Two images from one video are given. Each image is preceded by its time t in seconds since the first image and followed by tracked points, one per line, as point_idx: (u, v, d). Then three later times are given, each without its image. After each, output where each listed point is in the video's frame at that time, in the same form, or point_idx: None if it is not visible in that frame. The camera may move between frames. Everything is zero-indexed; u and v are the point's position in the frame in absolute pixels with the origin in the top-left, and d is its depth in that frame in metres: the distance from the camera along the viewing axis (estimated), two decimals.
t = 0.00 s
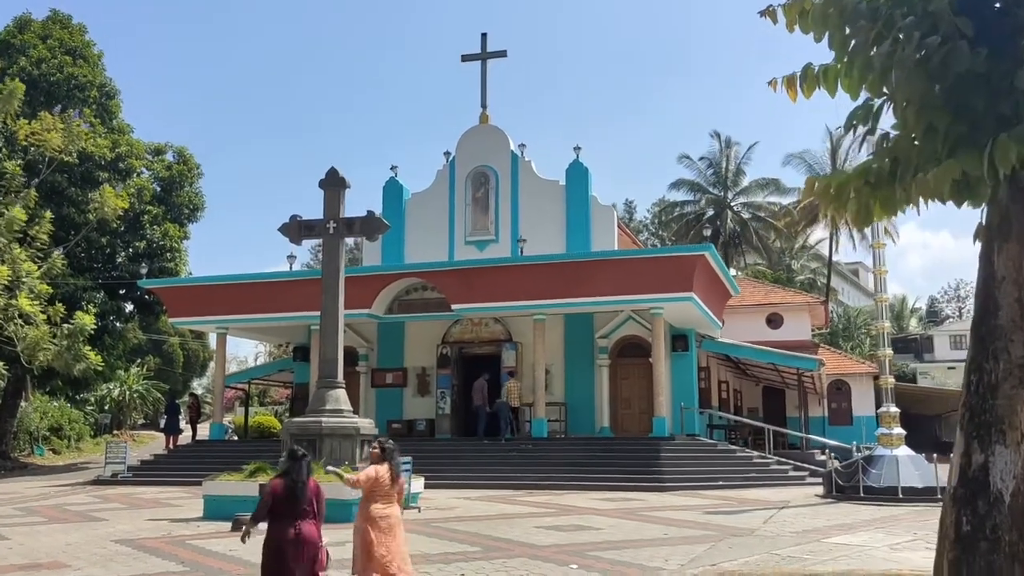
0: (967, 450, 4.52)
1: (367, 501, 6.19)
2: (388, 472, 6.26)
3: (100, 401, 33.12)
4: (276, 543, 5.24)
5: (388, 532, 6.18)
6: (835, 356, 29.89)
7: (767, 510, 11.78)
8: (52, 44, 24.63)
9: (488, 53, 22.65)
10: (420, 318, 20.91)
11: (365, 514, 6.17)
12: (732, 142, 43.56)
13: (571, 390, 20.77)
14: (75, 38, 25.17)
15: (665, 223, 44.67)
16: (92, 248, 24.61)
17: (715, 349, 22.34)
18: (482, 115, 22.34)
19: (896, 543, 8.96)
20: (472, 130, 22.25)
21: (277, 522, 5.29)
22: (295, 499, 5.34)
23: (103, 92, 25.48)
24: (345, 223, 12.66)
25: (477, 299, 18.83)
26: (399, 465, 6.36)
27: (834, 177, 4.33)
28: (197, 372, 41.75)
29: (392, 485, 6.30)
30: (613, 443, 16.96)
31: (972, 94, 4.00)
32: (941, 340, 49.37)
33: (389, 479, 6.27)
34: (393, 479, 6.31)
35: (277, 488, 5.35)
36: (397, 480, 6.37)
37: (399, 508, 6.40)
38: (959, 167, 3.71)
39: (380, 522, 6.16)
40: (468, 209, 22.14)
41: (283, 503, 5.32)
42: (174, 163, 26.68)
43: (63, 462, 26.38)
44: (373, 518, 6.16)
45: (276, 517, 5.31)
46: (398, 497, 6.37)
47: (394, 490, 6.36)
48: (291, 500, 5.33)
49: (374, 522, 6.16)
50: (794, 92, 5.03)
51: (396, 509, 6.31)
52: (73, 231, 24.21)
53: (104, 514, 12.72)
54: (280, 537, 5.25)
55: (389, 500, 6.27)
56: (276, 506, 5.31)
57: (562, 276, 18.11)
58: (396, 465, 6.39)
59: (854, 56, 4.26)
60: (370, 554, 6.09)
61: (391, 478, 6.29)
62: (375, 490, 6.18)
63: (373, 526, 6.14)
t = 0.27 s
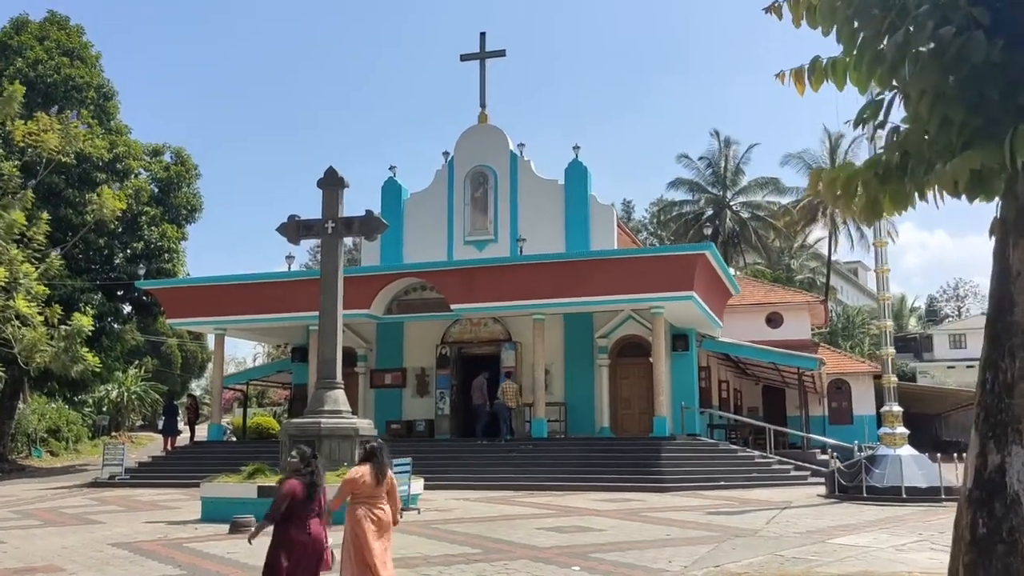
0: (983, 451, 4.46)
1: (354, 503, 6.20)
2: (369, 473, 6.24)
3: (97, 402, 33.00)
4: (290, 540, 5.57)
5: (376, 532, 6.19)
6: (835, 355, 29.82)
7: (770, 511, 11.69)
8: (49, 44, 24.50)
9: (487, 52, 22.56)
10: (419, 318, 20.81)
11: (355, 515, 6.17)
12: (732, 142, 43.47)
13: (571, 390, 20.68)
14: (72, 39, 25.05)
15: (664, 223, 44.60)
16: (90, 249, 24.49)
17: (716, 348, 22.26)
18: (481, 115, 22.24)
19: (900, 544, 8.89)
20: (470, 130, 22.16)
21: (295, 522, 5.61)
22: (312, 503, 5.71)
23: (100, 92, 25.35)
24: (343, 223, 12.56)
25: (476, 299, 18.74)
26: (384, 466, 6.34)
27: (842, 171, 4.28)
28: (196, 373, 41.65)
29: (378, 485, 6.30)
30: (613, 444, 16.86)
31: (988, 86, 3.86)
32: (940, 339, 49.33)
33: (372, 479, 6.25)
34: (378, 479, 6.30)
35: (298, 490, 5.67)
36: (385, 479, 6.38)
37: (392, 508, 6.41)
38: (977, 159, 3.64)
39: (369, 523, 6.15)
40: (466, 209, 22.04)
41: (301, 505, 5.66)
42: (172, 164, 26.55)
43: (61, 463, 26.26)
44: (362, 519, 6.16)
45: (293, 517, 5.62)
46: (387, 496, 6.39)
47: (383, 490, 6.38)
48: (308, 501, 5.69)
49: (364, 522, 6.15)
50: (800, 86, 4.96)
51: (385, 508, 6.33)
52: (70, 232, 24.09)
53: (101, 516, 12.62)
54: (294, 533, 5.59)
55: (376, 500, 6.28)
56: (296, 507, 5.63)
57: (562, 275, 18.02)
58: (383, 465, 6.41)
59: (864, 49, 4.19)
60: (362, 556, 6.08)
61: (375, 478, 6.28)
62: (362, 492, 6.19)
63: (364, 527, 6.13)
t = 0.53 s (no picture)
0: (1005, 453, 4.31)
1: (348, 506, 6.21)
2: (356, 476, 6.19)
3: (98, 401, 32.92)
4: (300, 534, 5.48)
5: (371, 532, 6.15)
6: (837, 355, 29.74)
7: (774, 512, 11.61)
8: (49, 42, 24.41)
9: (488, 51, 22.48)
10: (421, 317, 20.74)
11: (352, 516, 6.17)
12: (733, 141, 43.39)
13: (573, 390, 20.59)
14: (72, 36, 24.97)
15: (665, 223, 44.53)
16: (90, 247, 24.40)
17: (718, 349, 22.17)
18: (483, 113, 22.16)
19: (908, 546, 8.82)
20: (472, 128, 22.07)
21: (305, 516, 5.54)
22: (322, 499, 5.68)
23: (100, 90, 25.26)
24: (345, 221, 12.48)
25: (478, 299, 18.65)
26: (374, 466, 6.20)
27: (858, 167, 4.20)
28: (196, 373, 41.60)
29: (370, 486, 6.21)
30: (616, 444, 16.78)
31: (1010, 78, 3.74)
32: (941, 340, 49.26)
33: (360, 482, 6.20)
34: (367, 480, 6.21)
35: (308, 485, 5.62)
36: (379, 479, 6.25)
37: (392, 507, 6.26)
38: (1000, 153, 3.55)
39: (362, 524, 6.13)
40: (468, 208, 21.95)
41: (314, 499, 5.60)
42: (172, 163, 26.46)
43: (61, 463, 26.19)
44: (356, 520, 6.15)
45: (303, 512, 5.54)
46: (384, 495, 6.25)
47: (380, 489, 6.26)
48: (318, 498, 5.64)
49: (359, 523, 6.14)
50: (814, 82, 4.89)
51: (381, 508, 6.23)
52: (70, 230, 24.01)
53: (101, 516, 12.54)
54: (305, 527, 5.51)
55: (371, 501, 6.20)
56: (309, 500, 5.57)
57: (564, 274, 17.94)
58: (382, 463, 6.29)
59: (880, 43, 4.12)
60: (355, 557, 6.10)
61: (364, 479, 6.20)
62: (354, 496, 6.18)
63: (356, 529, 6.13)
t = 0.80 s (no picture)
0: None
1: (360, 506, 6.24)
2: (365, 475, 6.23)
3: (105, 404, 32.93)
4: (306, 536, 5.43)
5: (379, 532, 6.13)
6: (845, 359, 29.60)
7: (786, 516, 11.52)
8: (57, 45, 24.44)
9: (496, 53, 22.43)
10: (429, 319, 20.69)
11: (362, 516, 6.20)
12: (741, 144, 43.25)
13: (581, 393, 20.50)
14: (80, 39, 25.00)
15: (673, 226, 44.44)
16: (98, 250, 24.39)
17: (728, 352, 22.06)
18: (491, 116, 22.11)
19: (925, 551, 8.72)
20: (480, 131, 22.01)
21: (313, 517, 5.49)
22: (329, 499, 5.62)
23: (109, 93, 25.30)
24: (354, 222, 12.42)
25: (486, 301, 18.58)
26: (383, 464, 6.22)
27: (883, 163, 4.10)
28: (203, 375, 41.63)
29: (380, 485, 6.23)
30: (624, 447, 16.69)
31: None
32: (950, 344, 49.00)
33: (370, 480, 6.22)
34: (378, 479, 6.23)
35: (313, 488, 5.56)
36: (391, 479, 6.26)
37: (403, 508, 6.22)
38: None
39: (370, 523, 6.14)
40: (476, 210, 21.89)
41: (319, 502, 5.54)
42: (180, 165, 26.47)
43: (69, 465, 26.17)
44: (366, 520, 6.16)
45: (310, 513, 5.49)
46: (395, 494, 6.24)
47: (392, 489, 6.26)
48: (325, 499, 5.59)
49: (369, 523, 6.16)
50: (835, 78, 4.78)
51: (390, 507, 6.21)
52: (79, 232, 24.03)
53: (109, 518, 12.50)
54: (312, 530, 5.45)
55: (381, 501, 6.21)
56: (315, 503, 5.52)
57: (572, 277, 17.86)
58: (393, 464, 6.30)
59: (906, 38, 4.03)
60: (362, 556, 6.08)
61: (374, 478, 6.22)
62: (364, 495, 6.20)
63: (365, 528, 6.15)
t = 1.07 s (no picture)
0: None
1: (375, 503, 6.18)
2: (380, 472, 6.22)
3: (114, 403, 32.97)
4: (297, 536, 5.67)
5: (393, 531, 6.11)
6: (856, 359, 29.42)
7: (799, 517, 11.41)
8: (66, 44, 24.48)
9: (505, 51, 22.35)
10: (438, 318, 20.63)
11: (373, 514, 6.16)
12: (750, 143, 43.08)
13: (590, 392, 20.41)
14: (89, 37, 25.01)
15: (681, 225, 44.30)
16: (107, 249, 24.40)
17: (737, 351, 21.94)
18: (500, 114, 22.03)
19: (941, 553, 8.61)
20: (489, 129, 21.94)
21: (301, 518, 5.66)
22: (317, 496, 5.71)
23: (118, 92, 25.31)
24: (363, 220, 12.35)
25: (495, 300, 18.50)
26: (398, 462, 6.23)
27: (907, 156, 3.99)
28: (211, 375, 41.67)
29: (394, 483, 6.22)
30: (635, 447, 16.59)
31: None
32: (960, 343, 48.72)
33: (384, 478, 6.21)
34: (392, 476, 6.22)
35: (298, 489, 5.71)
36: (405, 477, 6.26)
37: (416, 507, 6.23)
38: None
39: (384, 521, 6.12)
40: (484, 209, 21.81)
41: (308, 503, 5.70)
42: (189, 164, 26.45)
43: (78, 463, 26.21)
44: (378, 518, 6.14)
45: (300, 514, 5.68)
46: (409, 493, 6.24)
47: (405, 487, 6.26)
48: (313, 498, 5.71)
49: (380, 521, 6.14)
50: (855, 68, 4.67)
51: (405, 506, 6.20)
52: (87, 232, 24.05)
53: (118, 517, 12.46)
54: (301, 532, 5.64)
55: (395, 499, 6.19)
56: (300, 504, 5.66)
57: (582, 276, 17.77)
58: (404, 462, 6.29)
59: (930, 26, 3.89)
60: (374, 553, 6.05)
61: (389, 476, 6.21)
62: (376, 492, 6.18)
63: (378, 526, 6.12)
